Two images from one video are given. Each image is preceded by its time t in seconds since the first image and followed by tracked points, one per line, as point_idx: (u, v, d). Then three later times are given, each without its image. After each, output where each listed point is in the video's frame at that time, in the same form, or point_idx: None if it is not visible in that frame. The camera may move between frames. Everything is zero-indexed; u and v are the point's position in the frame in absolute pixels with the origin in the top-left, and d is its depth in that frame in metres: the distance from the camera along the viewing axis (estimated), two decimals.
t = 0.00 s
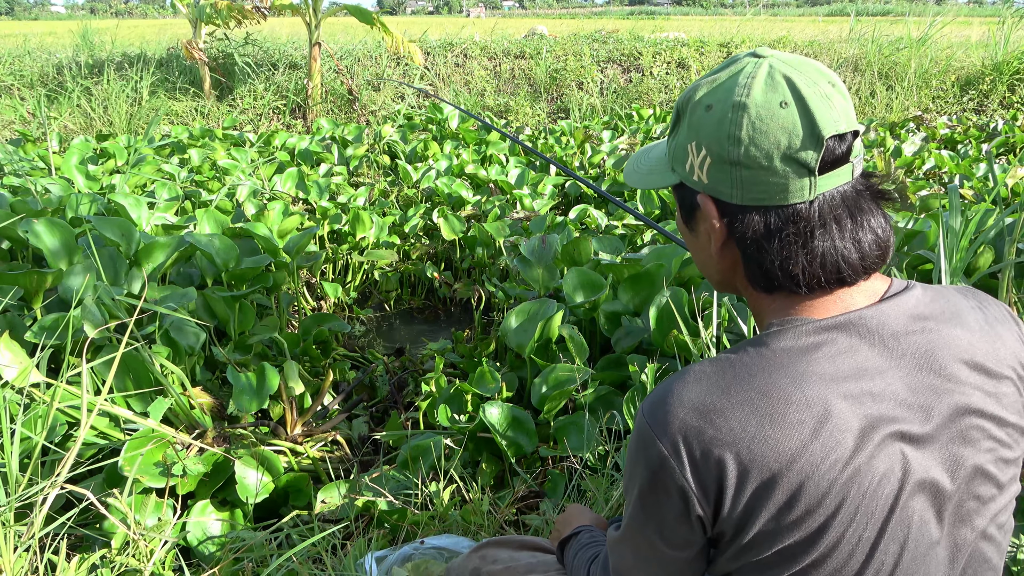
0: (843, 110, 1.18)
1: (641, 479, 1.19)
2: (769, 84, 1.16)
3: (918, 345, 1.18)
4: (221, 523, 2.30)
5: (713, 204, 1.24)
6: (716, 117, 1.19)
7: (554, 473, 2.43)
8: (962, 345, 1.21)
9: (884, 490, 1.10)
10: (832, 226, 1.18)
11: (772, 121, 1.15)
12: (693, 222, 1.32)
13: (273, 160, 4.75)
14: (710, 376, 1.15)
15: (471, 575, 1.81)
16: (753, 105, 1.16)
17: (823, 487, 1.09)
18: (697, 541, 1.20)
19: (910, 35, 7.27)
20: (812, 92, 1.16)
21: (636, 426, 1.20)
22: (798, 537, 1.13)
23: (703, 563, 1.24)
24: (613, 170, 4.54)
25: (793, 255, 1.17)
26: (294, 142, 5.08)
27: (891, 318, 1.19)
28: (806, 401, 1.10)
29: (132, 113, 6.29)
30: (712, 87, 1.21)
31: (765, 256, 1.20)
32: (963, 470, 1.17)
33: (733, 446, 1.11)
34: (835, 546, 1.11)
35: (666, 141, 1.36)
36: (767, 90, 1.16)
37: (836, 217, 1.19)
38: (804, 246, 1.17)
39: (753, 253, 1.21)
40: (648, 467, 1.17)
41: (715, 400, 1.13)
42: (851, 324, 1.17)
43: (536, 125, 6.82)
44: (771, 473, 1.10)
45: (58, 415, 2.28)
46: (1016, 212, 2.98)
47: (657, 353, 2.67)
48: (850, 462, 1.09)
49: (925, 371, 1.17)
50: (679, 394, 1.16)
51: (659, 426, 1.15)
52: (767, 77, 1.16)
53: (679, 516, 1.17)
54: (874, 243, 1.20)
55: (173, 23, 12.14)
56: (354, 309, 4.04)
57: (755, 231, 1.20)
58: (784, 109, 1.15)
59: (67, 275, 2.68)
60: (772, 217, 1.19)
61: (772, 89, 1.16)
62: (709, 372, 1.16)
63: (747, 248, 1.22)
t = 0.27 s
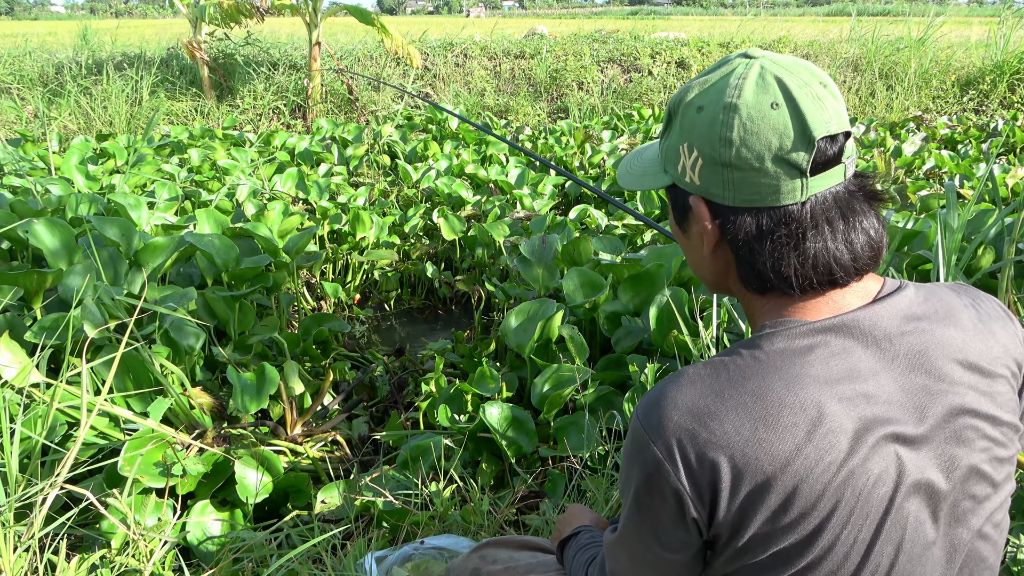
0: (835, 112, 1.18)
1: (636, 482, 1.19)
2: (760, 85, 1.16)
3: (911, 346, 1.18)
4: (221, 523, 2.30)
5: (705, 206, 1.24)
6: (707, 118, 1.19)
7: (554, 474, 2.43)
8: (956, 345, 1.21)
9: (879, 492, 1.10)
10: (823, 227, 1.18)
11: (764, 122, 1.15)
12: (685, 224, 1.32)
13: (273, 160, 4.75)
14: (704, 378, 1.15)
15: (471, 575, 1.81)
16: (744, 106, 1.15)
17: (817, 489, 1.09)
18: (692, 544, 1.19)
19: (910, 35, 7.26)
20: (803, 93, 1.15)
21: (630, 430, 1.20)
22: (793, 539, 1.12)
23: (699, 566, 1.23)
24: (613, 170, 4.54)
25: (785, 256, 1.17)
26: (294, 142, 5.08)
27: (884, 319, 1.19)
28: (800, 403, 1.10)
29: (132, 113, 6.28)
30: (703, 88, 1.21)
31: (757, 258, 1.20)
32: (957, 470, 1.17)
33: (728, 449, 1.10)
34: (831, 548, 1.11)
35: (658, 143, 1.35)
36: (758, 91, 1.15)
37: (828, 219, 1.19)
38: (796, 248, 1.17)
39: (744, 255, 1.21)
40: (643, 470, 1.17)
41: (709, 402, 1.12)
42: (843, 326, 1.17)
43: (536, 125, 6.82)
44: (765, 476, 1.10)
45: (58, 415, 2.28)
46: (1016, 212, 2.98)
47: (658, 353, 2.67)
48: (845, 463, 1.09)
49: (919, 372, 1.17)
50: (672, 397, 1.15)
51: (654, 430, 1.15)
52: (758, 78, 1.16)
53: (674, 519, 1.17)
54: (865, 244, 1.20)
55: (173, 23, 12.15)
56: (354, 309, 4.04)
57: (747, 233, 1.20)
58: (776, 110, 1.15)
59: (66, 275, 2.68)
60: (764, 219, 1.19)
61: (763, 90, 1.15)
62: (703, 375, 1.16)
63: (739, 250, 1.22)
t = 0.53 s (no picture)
0: (836, 110, 1.18)
1: (633, 482, 1.19)
2: (761, 83, 1.15)
3: (907, 346, 1.18)
4: (221, 523, 2.30)
5: (704, 204, 1.24)
6: (708, 115, 1.19)
7: (554, 474, 2.43)
8: (951, 345, 1.22)
9: (875, 492, 1.10)
10: (822, 227, 1.19)
11: (764, 121, 1.15)
12: (684, 221, 1.32)
13: (273, 160, 4.75)
14: (702, 378, 1.15)
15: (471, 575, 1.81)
16: (745, 104, 1.15)
17: (814, 489, 1.09)
18: (689, 544, 1.20)
19: (910, 36, 7.26)
20: (804, 92, 1.15)
21: (627, 430, 1.20)
22: (789, 538, 1.12)
23: (695, 566, 1.24)
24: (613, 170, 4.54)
25: (783, 256, 1.18)
26: (294, 142, 5.08)
27: (881, 319, 1.19)
28: (797, 404, 1.10)
29: (133, 113, 6.28)
30: (705, 85, 1.20)
31: (755, 257, 1.20)
32: (953, 469, 1.17)
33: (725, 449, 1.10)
34: (827, 548, 1.11)
35: (659, 139, 1.35)
36: (759, 89, 1.15)
37: (826, 219, 1.19)
38: (794, 247, 1.18)
39: (743, 254, 1.22)
40: (640, 470, 1.17)
41: (706, 403, 1.12)
42: (841, 326, 1.17)
43: (536, 125, 6.83)
44: (762, 476, 1.10)
45: (58, 415, 2.28)
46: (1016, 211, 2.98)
47: (657, 353, 2.67)
48: (841, 462, 1.09)
49: (915, 371, 1.17)
50: (669, 397, 1.15)
51: (650, 430, 1.15)
52: (760, 75, 1.15)
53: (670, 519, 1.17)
54: (863, 244, 1.20)
55: (173, 23, 12.15)
56: (354, 309, 4.04)
57: (746, 232, 1.21)
58: (776, 108, 1.14)
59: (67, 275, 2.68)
60: (763, 218, 1.19)
61: (764, 88, 1.15)
62: (701, 375, 1.16)
63: (737, 249, 1.22)
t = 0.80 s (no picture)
0: (833, 110, 1.18)
1: (636, 484, 1.19)
2: (758, 83, 1.15)
3: (903, 340, 1.19)
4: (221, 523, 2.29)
5: (701, 202, 1.24)
6: (706, 114, 1.18)
7: (554, 474, 2.43)
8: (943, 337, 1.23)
9: (878, 486, 1.10)
10: (818, 226, 1.19)
11: (761, 120, 1.14)
12: (681, 219, 1.32)
13: (273, 160, 4.75)
14: (702, 377, 1.15)
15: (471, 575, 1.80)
16: (742, 103, 1.15)
17: (818, 485, 1.09)
18: (693, 543, 1.20)
19: (910, 36, 7.26)
20: (802, 92, 1.15)
21: (629, 431, 1.19)
22: (793, 535, 1.13)
23: (699, 564, 1.24)
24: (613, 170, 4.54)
25: (779, 254, 1.17)
26: (294, 142, 5.08)
27: (877, 313, 1.19)
28: (799, 401, 1.10)
29: (133, 113, 6.28)
30: (702, 83, 1.20)
31: (751, 256, 1.20)
32: (952, 462, 1.18)
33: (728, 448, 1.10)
34: (832, 544, 1.11)
35: (656, 136, 1.35)
36: (756, 88, 1.14)
37: (822, 217, 1.19)
38: (789, 246, 1.18)
39: (739, 252, 1.22)
40: (644, 471, 1.17)
41: (709, 402, 1.12)
42: (839, 320, 1.17)
43: (536, 125, 6.83)
44: (765, 474, 1.10)
45: (58, 415, 2.28)
46: (1016, 211, 2.98)
47: (657, 353, 2.67)
48: (844, 458, 1.09)
49: (911, 365, 1.18)
50: (671, 397, 1.15)
51: (653, 431, 1.15)
52: (758, 75, 1.15)
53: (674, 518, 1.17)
54: (858, 242, 1.20)
55: (173, 23, 12.15)
56: (354, 309, 4.04)
57: (742, 231, 1.21)
58: (774, 108, 1.14)
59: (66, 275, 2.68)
60: (759, 217, 1.19)
61: (761, 88, 1.14)
62: (702, 374, 1.15)
63: (733, 248, 1.22)
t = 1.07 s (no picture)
0: (822, 110, 1.18)
1: (635, 479, 1.18)
2: (750, 81, 1.15)
3: (889, 327, 1.20)
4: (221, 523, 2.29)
5: (691, 197, 1.24)
6: (697, 111, 1.18)
7: (554, 474, 2.43)
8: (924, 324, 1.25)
9: (875, 470, 1.11)
10: (805, 223, 1.19)
11: (751, 119, 1.14)
12: (672, 214, 1.32)
13: (273, 160, 4.75)
14: (696, 370, 1.15)
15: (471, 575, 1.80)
16: (733, 101, 1.14)
17: (816, 471, 1.09)
18: (690, 537, 1.19)
19: (910, 36, 7.26)
20: (792, 91, 1.15)
21: (625, 426, 1.19)
22: (792, 523, 1.12)
23: (696, 559, 1.23)
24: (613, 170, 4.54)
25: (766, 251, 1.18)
26: (294, 142, 5.08)
27: (861, 302, 1.21)
28: (793, 389, 1.10)
29: (133, 113, 6.28)
30: (695, 80, 1.20)
31: (738, 252, 1.20)
32: (944, 445, 1.19)
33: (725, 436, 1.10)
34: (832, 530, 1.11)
35: (649, 132, 1.35)
36: (747, 87, 1.14)
37: (808, 214, 1.19)
38: (775, 243, 1.18)
39: (727, 248, 1.22)
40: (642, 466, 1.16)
41: (705, 393, 1.12)
42: (826, 311, 1.17)
43: (536, 125, 6.83)
44: (763, 462, 1.10)
45: (58, 415, 2.28)
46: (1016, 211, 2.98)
47: (658, 353, 2.67)
48: (839, 443, 1.10)
49: (899, 351, 1.19)
50: (667, 390, 1.15)
51: (649, 424, 1.14)
52: (749, 73, 1.15)
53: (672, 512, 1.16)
54: (844, 240, 1.20)
55: (173, 23, 12.14)
56: (354, 309, 4.04)
57: (730, 227, 1.21)
58: (764, 107, 1.14)
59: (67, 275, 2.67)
60: (747, 215, 1.19)
61: (753, 86, 1.14)
62: (696, 366, 1.15)
63: (721, 244, 1.23)
